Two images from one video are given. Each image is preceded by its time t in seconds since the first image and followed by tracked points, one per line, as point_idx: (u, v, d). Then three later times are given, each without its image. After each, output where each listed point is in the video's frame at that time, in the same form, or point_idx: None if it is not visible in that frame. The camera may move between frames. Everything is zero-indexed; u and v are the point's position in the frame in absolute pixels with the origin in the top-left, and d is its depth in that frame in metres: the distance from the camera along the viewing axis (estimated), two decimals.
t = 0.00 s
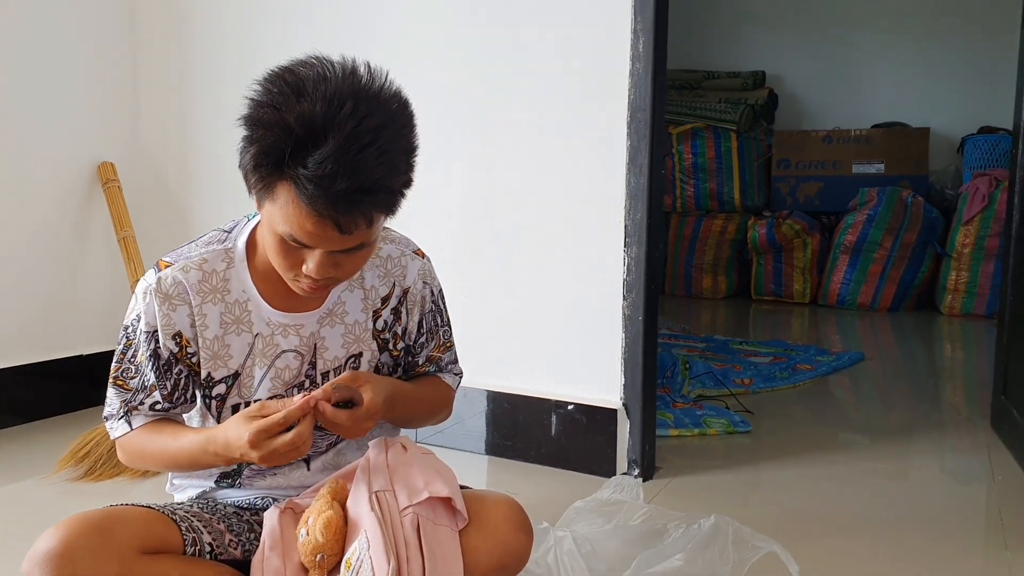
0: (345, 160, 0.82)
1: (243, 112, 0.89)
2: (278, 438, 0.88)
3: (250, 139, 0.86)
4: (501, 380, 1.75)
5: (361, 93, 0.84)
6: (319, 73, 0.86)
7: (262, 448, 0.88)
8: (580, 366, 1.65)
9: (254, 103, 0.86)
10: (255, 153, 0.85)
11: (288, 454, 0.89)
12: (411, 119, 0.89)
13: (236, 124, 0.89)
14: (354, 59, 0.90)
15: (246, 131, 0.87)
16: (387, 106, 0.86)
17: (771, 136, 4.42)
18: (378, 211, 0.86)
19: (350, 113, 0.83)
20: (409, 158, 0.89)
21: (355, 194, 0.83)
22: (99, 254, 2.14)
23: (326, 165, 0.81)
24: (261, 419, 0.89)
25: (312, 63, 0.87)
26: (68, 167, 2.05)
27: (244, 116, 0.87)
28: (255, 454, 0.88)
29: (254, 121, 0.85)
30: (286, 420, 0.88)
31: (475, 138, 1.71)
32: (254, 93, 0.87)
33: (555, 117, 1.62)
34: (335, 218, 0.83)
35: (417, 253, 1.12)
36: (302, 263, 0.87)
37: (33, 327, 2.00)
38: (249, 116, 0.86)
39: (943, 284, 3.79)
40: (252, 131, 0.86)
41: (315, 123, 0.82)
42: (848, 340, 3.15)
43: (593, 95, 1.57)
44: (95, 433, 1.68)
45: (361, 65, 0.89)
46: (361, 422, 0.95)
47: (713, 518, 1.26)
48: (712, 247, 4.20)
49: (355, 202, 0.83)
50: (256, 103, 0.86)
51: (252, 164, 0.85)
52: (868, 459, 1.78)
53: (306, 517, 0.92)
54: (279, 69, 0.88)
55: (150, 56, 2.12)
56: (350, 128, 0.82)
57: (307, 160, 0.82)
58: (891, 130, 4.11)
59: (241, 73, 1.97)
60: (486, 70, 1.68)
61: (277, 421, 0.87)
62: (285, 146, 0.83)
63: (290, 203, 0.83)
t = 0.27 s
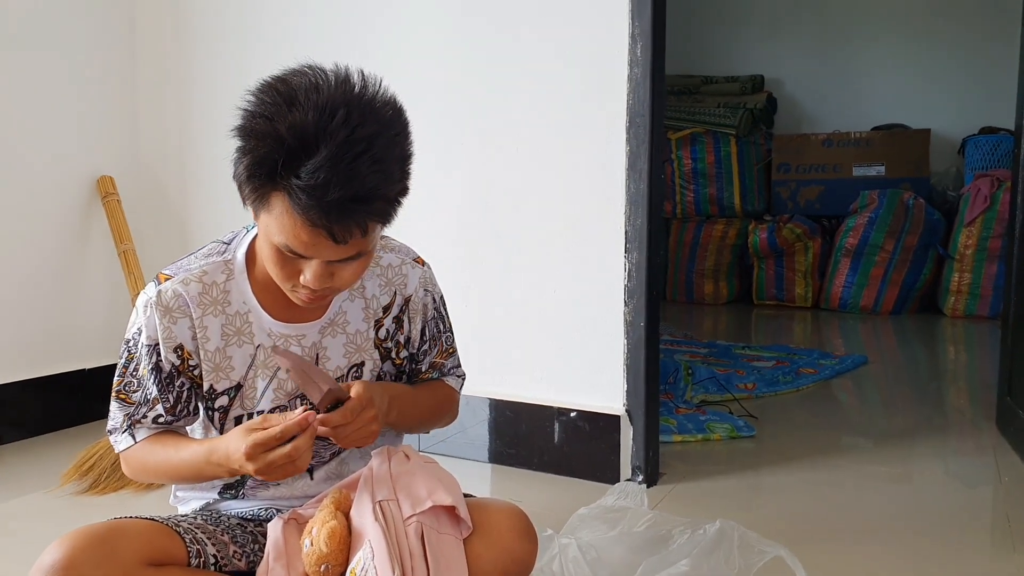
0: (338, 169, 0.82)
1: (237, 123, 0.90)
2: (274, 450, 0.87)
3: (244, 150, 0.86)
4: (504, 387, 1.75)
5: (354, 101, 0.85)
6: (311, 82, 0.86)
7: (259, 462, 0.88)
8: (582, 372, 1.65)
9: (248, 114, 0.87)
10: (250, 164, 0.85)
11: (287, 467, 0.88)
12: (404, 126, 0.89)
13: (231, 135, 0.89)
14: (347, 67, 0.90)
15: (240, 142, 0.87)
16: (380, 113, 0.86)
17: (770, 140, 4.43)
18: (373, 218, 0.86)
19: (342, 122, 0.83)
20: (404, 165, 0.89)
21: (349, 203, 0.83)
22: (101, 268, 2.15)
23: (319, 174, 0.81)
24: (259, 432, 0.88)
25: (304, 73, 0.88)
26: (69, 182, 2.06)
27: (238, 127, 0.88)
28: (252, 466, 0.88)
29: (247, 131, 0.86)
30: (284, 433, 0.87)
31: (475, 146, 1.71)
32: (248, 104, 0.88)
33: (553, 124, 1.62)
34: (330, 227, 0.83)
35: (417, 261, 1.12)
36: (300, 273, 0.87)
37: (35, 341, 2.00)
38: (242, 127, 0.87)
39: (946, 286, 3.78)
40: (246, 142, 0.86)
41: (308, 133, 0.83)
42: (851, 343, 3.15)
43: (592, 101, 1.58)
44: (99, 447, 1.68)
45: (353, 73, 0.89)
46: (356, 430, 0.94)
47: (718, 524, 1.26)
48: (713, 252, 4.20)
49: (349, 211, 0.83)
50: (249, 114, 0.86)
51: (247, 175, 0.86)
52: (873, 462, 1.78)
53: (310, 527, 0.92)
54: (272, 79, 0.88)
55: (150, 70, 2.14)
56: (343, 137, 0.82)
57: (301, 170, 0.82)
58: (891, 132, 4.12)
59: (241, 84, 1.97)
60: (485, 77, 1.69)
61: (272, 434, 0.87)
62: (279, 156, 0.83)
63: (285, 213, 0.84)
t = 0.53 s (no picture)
0: (332, 166, 0.82)
1: (232, 123, 0.90)
2: (274, 443, 0.87)
3: (239, 150, 0.86)
4: (505, 386, 1.75)
5: (347, 98, 0.85)
6: (304, 80, 0.86)
7: (259, 455, 0.88)
8: (583, 370, 1.65)
9: (242, 113, 0.87)
10: (244, 163, 0.85)
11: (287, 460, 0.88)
12: (398, 123, 0.89)
13: (226, 135, 0.89)
14: (340, 65, 0.90)
15: (235, 142, 0.87)
16: (373, 110, 0.86)
17: (772, 137, 4.42)
18: (369, 216, 0.86)
19: (335, 119, 0.83)
20: (398, 162, 0.89)
21: (344, 200, 0.83)
22: (102, 269, 2.15)
23: (313, 172, 0.81)
24: (260, 426, 0.89)
25: (298, 72, 0.88)
26: (71, 184, 2.07)
27: (232, 127, 0.88)
28: (252, 460, 0.88)
29: (242, 131, 0.86)
30: (283, 427, 0.87)
31: (474, 145, 1.71)
32: (242, 103, 0.88)
33: (552, 122, 1.62)
34: (325, 225, 0.83)
35: (416, 260, 1.12)
36: (297, 272, 0.87)
37: (37, 343, 2.01)
38: (237, 127, 0.87)
39: (949, 281, 3.77)
40: (241, 141, 0.86)
41: (301, 131, 0.83)
42: (853, 340, 3.14)
43: (591, 99, 1.58)
44: (102, 448, 1.68)
45: (347, 71, 0.89)
46: (354, 425, 0.93)
47: (720, 521, 1.26)
48: (716, 249, 4.19)
49: (344, 209, 0.83)
50: (243, 113, 0.86)
51: (242, 175, 0.86)
52: (875, 459, 1.77)
53: (311, 526, 0.92)
54: (266, 78, 0.88)
55: (150, 71, 2.14)
56: (336, 134, 0.82)
57: (295, 168, 0.82)
58: (893, 128, 4.11)
59: (240, 85, 1.97)
60: (484, 76, 1.69)
61: (272, 427, 0.87)
62: (273, 155, 0.83)
63: (280, 212, 0.84)
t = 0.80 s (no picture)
0: (330, 163, 0.82)
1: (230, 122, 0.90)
2: (274, 443, 0.87)
3: (237, 148, 0.87)
4: (507, 384, 1.75)
5: (344, 96, 0.85)
6: (302, 79, 0.87)
7: (259, 455, 0.88)
8: (584, 368, 1.65)
9: (240, 112, 0.87)
10: (243, 161, 0.85)
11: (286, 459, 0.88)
12: (396, 120, 0.89)
13: (224, 134, 0.90)
14: (337, 64, 0.90)
15: (233, 141, 0.88)
16: (370, 107, 0.86)
17: (772, 134, 4.42)
18: (367, 213, 0.86)
19: (332, 117, 0.83)
20: (396, 159, 0.89)
21: (342, 197, 0.83)
22: (103, 270, 2.15)
23: (311, 169, 0.81)
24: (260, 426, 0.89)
25: (295, 71, 0.88)
26: (71, 185, 2.07)
27: (230, 126, 0.88)
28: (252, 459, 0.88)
29: (240, 130, 0.86)
30: (283, 427, 0.87)
31: (474, 144, 1.72)
32: (240, 102, 0.88)
33: (552, 120, 1.62)
34: (323, 222, 0.83)
35: (417, 259, 1.12)
36: (296, 270, 0.88)
37: (39, 344, 2.01)
38: (235, 125, 0.87)
39: (949, 278, 3.77)
40: (239, 140, 0.86)
41: (299, 128, 0.83)
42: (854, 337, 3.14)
43: (591, 97, 1.58)
44: (103, 449, 1.69)
45: (344, 69, 0.90)
46: (354, 425, 0.93)
47: (721, 517, 1.26)
48: (716, 247, 4.19)
49: (342, 206, 0.83)
50: (241, 112, 0.87)
51: (240, 173, 0.86)
52: (876, 455, 1.77)
53: (313, 525, 0.92)
54: (264, 78, 0.89)
55: (150, 72, 2.14)
56: (333, 131, 0.82)
57: (293, 166, 0.82)
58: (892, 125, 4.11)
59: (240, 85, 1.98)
60: (483, 75, 1.69)
61: (272, 428, 0.87)
62: (271, 153, 0.84)
63: (279, 209, 0.84)
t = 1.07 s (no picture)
0: (337, 164, 0.82)
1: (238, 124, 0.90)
2: (281, 438, 0.88)
3: (245, 150, 0.87)
4: (511, 384, 1.75)
5: (350, 97, 0.85)
6: (309, 80, 0.87)
7: (266, 447, 0.88)
8: (589, 367, 1.66)
9: (247, 114, 0.87)
10: (251, 163, 0.86)
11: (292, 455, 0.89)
12: (403, 120, 0.89)
13: (232, 136, 0.90)
14: (344, 65, 0.90)
15: (241, 142, 0.88)
16: (377, 108, 0.86)
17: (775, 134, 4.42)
18: (375, 214, 0.87)
19: (340, 118, 0.83)
20: (403, 160, 0.89)
21: (350, 198, 0.83)
22: (108, 270, 2.16)
23: (319, 170, 0.81)
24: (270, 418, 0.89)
25: (302, 72, 0.88)
26: (76, 186, 2.07)
27: (238, 128, 0.88)
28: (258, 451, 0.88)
29: (247, 131, 0.86)
30: (293, 423, 0.88)
31: (479, 143, 1.72)
32: (247, 104, 0.88)
33: (556, 120, 1.62)
34: (332, 223, 0.83)
35: (424, 260, 1.12)
36: (305, 271, 0.88)
37: (44, 344, 2.01)
38: (243, 127, 0.87)
39: (953, 277, 3.77)
40: (246, 141, 0.87)
41: (307, 130, 0.83)
42: (858, 336, 3.14)
43: (595, 96, 1.58)
44: (110, 448, 1.69)
45: (351, 70, 0.90)
46: (359, 427, 0.94)
47: (728, 517, 1.26)
48: (719, 246, 4.19)
49: (350, 206, 0.83)
50: (248, 114, 0.87)
51: (249, 175, 0.86)
52: (881, 455, 1.77)
53: (321, 525, 0.93)
54: (271, 79, 0.89)
55: (154, 72, 2.14)
56: (340, 132, 0.83)
57: (301, 167, 0.83)
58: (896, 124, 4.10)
59: (244, 86, 1.98)
60: (487, 76, 1.69)
61: (282, 422, 0.88)
62: (279, 155, 0.84)
63: (287, 211, 0.84)
